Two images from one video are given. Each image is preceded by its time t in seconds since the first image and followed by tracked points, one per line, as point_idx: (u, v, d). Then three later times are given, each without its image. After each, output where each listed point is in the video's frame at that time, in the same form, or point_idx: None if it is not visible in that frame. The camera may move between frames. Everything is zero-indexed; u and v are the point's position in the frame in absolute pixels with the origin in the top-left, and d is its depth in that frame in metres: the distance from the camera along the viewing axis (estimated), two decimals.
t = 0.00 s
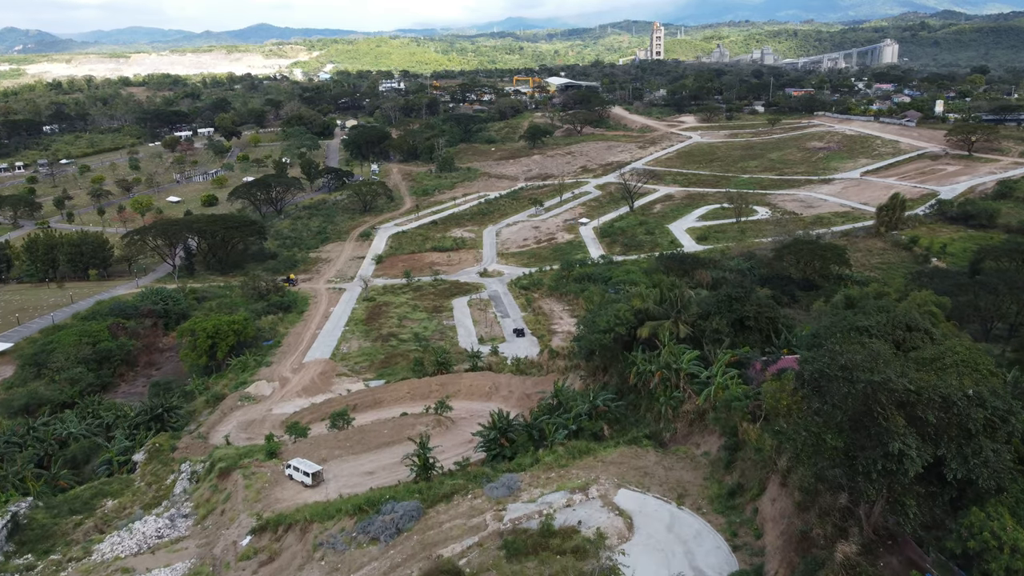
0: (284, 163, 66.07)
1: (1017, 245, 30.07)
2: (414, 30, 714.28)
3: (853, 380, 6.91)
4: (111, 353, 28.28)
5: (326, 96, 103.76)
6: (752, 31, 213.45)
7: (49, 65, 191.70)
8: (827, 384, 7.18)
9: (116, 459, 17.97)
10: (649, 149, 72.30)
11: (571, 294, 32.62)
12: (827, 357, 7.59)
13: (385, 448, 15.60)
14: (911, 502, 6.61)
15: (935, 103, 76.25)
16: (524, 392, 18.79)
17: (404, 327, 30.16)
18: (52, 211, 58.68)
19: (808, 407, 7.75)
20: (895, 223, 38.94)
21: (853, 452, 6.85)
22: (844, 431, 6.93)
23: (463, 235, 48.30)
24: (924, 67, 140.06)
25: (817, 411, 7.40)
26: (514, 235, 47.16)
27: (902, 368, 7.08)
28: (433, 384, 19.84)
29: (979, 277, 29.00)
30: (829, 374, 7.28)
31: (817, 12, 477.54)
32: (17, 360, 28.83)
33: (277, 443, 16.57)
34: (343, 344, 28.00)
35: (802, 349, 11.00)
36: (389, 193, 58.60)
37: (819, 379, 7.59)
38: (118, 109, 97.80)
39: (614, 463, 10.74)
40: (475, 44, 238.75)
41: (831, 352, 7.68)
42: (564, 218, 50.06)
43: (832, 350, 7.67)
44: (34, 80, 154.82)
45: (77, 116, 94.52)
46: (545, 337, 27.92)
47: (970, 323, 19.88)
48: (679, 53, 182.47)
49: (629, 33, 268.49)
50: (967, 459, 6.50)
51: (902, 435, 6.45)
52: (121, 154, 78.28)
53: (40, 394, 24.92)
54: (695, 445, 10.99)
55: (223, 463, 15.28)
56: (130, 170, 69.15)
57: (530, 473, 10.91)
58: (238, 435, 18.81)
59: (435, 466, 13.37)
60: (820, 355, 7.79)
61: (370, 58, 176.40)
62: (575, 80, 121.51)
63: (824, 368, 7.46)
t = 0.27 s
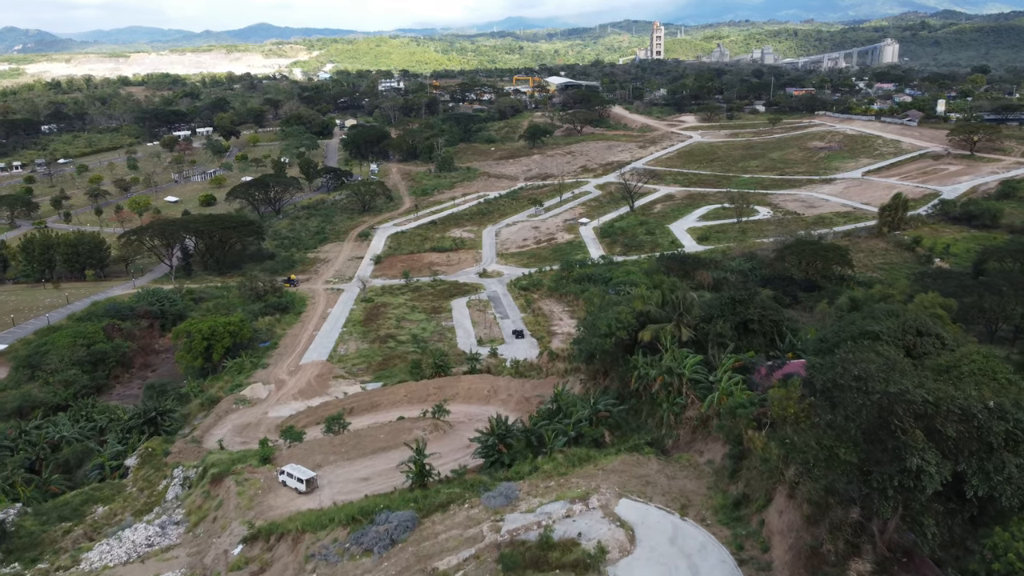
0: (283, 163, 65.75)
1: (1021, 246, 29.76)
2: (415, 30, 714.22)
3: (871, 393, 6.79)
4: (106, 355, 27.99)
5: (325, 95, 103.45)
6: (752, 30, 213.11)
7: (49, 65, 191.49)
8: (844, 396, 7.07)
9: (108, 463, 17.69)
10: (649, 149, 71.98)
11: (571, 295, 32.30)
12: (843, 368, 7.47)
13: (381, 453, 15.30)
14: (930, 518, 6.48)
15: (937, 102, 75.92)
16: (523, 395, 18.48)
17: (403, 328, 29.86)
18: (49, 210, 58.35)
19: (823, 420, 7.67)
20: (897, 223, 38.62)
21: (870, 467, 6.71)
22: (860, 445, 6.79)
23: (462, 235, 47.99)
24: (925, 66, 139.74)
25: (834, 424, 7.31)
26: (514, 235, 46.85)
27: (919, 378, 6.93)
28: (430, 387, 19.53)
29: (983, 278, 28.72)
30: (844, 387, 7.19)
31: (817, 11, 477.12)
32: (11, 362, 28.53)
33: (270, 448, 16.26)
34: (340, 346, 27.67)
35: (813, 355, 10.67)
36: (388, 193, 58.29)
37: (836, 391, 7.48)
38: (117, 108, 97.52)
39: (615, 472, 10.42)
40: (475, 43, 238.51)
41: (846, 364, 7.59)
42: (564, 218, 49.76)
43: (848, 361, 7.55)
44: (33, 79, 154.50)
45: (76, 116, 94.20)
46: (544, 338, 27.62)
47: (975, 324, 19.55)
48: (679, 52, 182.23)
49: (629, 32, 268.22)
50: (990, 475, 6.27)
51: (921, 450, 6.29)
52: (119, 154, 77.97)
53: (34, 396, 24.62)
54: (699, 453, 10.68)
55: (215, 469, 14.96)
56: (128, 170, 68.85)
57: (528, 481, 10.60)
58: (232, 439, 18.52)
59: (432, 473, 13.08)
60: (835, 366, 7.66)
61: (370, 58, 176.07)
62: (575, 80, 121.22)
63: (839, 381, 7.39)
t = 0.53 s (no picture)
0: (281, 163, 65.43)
1: None
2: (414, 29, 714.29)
3: (887, 406, 6.97)
4: (100, 356, 27.67)
5: (325, 94, 103.13)
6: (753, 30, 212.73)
7: (48, 64, 191.26)
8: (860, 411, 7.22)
9: (100, 468, 17.38)
10: (650, 148, 71.66)
11: (571, 296, 32.00)
12: (857, 383, 7.67)
13: (377, 459, 15.00)
14: (951, 541, 6.32)
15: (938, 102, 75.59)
16: (522, 399, 18.19)
17: (401, 330, 29.57)
18: (46, 210, 58.03)
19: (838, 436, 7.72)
20: (900, 223, 38.30)
21: (886, 484, 6.74)
22: (875, 459, 6.88)
23: (462, 235, 47.68)
24: (925, 66, 139.41)
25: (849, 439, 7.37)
26: (514, 235, 46.55)
27: (936, 393, 7.08)
28: (428, 390, 19.23)
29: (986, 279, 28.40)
30: (860, 401, 7.35)
31: (817, 11, 476.43)
32: (5, 364, 28.21)
33: (264, 453, 15.95)
34: (337, 348, 27.35)
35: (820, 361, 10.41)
36: (387, 193, 57.99)
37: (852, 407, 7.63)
38: (116, 108, 97.18)
39: (616, 480, 10.12)
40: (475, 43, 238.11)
41: (861, 379, 7.77)
42: (564, 218, 49.43)
43: (863, 376, 7.75)
44: (32, 79, 154.21)
45: (74, 116, 93.87)
46: (544, 340, 27.32)
47: (980, 326, 19.18)
48: (679, 52, 181.94)
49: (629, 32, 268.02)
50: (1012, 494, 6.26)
51: (942, 466, 6.32)
52: (117, 154, 77.63)
53: (27, 398, 24.30)
54: (702, 461, 10.39)
55: (208, 475, 14.66)
56: (125, 169, 68.52)
57: (527, 490, 10.31)
58: (226, 444, 18.24)
59: (429, 480, 12.80)
60: (850, 381, 7.85)
61: (370, 57, 175.75)
62: (575, 79, 120.91)
63: (855, 395, 7.54)
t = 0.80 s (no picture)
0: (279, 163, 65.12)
1: None
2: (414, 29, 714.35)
3: (905, 420, 6.73)
4: (95, 358, 27.35)
5: (324, 94, 102.81)
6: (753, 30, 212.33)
7: (48, 63, 190.85)
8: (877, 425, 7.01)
9: (91, 473, 17.06)
10: (650, 148, 71.36)
11: (571, 297, 31.67)
12: (874, 395, 7.42)
13: (372, 464, 14.70)
14: (975, 565, 6.02)
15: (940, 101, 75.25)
16: (520, 403, 17.94)
17: (399, 331, 29.27)
18: (44, 210, 57.70)
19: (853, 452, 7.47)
20: (902, 223, 37.96)
21: (904, 502, 6.54)
22: (892, 477, 6.66)
23: (461, 235, 47.37)
24: (925, 65, 139.15)
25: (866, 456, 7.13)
26: (513, 235, 46.24)
27: (958, 406, 6.85)
28: (425, 394, 18.95)
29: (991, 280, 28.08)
30: (877, 414, 7.13)
31: (817, 11, 476.00)
32: None
33: (258, 458, 15.64)
34: (335, 350, 27.05)
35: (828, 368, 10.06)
36: (386, 193, 57.66)
37: (869, 421, 7.40)
38: (114, 108, 96.80)
39: (617, 490, 9.82)
40: (475, 43, 237.65)
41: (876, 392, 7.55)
42: (563, 218, 49.12)
43: (879, 388, 7.49)
44: (31, 79, 153.91)
45: (73, 115, 93.66)
46: (543, 342, 27.00)
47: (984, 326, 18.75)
48: (678, 51, 181.71)
49: (629, 32, 267.66)
50: None
51: (965, 485, 6.06)
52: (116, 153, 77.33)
53: (20, 401, 23.99)
54: (706, 471, 10.08)
55: (200, 482, 14.34)
56: (123, 169, 68.23)
57: (524, 500, 10.02)
58: (220, 449, 17.96)
59: (425, 488, 12.53)
60: (867, 394, 7.60)
61: (370, 57, 175.49)
62: (575, 79, 120.64)
63: (872, 408, 7.32)
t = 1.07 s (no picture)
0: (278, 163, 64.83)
1: None
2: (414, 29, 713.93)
3: (924, 436, 6.57)
4: (90, 360, 27.06)
5: (323, 93, 102.52)
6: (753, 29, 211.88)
7: (47, 63, 190.38)
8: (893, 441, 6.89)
9: (82, 479, 16.76)
10: (650, 148, 71.08)
11: (571, 298, 31.38)
12: (888, 408, 7.29)
13: (368, 470, 14.41)
14: None
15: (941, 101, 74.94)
16: (519, 407, 17.65)
17: (397, 333, 28.98)
18: (41, 211, 57.38)
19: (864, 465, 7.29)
20: (905, 223, 37.69)
21: (925, 525, 6.42)
22: (911, 496, 6.56)
23: (460, 235, 47.08)
24: (926, 65, 138.83)
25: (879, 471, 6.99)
26: (513, 235, 45.95)
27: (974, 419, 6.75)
28: (422, 397, 18.66)
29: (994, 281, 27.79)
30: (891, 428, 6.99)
31: (818, 11, 475.57)
32: None
33: (252, 464, 15.33)
34: (332, 352, 26.73)
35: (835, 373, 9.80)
36: (385, 193, 57.38)
37: (884, 436, 7.27)
38: (113, 108, 96.51)
39: (617, 500, 9.51)
40: (474, 43, 237.39)
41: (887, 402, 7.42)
42: (563, 219, 48.83)
43: (894, 400, 7.36)
44: (30, 78, 153.63)
45: (71, 116, 93.47)
46: (542, 344, 26.71)
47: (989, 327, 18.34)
48: (678, 51, 181.35)
49: (629, 32, 267.14)
50: None
51: (991, 507, 6.01)
52: (114, 153, 77.07)
53: (13, 404, 23.69)
54: (710, 481, 9.80)
55: (192, 489, 14.03)
56: (121, 169, 67.93)
57: (522, 511, 9.70)
58: (214, 454, 17.68)
59: (421, 496, 12.23)
60: (880, 407, 7.47)
61: (370, 56, 175.15)
62: (575, 78, 120.28)
63: (884, 420, 7.19)
